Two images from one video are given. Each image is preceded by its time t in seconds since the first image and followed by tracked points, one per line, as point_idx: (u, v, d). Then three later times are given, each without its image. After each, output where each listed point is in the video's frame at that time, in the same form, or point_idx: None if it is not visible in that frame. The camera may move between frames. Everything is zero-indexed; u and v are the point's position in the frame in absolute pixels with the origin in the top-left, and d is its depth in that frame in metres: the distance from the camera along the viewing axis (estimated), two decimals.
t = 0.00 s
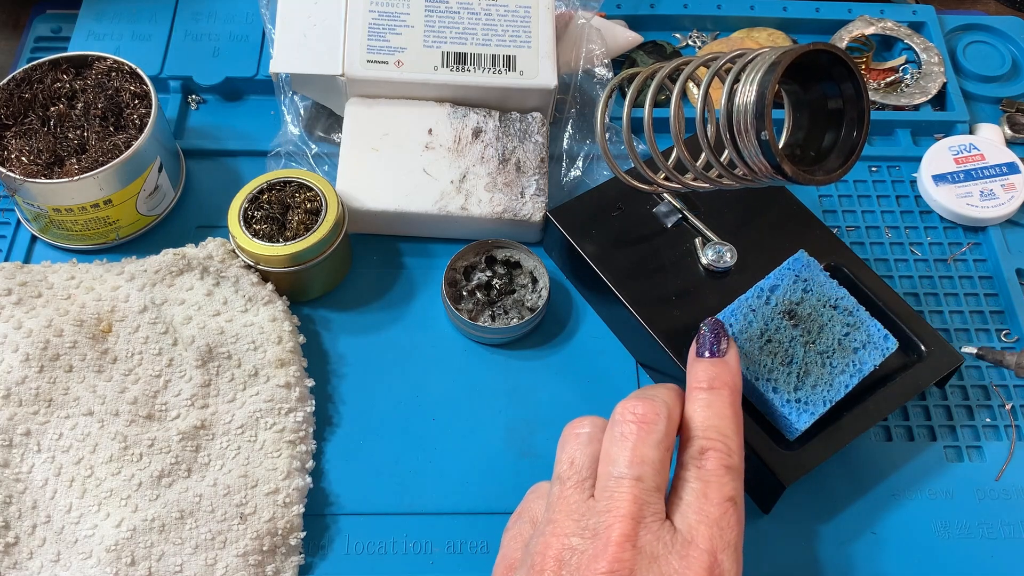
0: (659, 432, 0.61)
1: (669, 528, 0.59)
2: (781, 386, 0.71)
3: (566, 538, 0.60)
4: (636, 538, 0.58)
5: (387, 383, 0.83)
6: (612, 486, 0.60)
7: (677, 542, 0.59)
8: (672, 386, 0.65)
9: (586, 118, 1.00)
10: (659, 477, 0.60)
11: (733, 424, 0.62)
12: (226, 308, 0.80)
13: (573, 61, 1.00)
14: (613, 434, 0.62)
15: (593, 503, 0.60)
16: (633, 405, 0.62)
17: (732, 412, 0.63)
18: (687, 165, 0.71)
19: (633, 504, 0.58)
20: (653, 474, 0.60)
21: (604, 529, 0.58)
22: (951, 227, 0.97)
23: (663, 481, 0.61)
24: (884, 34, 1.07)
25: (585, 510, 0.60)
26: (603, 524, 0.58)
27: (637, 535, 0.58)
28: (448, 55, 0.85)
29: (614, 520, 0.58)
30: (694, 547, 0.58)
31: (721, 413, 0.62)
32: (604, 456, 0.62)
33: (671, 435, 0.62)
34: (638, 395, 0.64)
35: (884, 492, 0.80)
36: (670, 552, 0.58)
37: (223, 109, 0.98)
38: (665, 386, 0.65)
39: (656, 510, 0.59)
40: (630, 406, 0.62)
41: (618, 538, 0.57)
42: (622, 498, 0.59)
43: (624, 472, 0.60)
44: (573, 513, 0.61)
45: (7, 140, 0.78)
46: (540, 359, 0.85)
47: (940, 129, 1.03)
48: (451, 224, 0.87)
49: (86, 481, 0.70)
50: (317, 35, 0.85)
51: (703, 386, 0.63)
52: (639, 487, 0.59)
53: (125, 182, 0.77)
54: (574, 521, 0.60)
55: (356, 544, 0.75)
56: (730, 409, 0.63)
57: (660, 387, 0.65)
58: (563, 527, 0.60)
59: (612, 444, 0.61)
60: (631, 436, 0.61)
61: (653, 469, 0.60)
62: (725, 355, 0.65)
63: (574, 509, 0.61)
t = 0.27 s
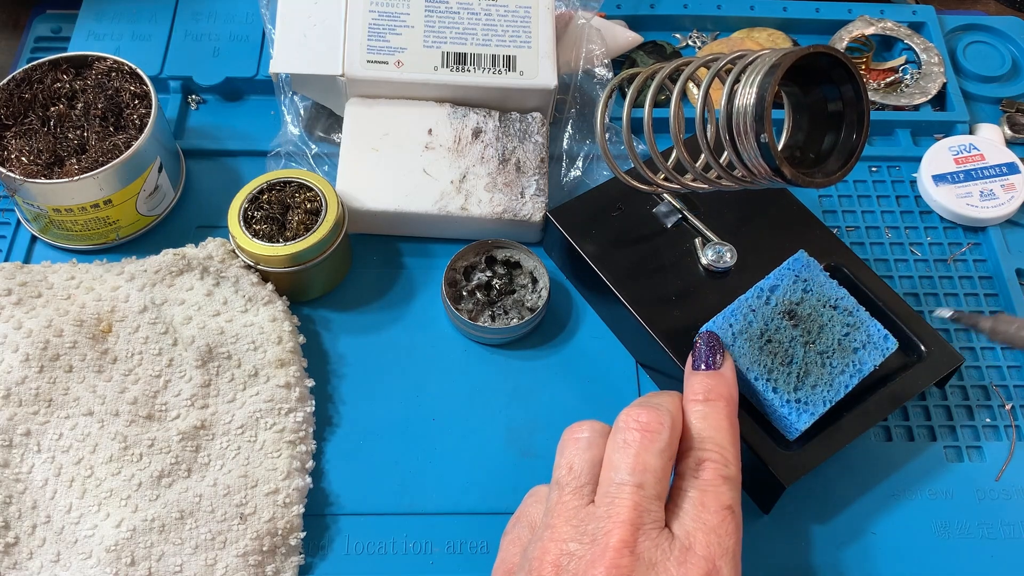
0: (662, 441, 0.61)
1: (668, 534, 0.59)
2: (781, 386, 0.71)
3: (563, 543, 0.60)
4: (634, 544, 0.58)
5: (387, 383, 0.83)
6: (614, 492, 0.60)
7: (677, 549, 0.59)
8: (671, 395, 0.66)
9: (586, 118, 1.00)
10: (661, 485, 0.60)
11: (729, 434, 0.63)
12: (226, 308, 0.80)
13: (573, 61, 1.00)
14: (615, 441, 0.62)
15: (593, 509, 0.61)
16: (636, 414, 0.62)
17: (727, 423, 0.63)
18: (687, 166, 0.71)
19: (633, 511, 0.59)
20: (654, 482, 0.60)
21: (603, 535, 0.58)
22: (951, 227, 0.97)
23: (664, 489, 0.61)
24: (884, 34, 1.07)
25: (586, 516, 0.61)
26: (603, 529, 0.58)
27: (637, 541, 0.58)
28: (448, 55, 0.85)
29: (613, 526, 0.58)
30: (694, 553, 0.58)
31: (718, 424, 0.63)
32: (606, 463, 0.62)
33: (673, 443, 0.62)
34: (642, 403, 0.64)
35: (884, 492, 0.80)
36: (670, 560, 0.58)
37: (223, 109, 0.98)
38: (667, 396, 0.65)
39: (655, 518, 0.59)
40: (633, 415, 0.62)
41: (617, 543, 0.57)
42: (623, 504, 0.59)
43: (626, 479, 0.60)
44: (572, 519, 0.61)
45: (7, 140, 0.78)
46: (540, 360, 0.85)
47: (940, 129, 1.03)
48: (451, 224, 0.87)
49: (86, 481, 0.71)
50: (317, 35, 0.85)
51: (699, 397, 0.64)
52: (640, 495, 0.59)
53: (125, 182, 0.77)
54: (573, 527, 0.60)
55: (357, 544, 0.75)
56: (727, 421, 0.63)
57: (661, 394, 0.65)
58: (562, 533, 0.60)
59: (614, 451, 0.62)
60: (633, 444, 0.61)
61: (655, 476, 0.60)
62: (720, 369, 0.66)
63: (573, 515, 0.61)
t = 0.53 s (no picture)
0: (666, 446, 0.61)
1: (666, 540, 0.60)
2: (782, 386, 0.71)
3: (562, 546, 0.60)
4: (634, 549, 0.58)
5: (387, 382, 0.83)
6: (615, 496, 0.60)
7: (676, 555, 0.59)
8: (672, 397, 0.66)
9: (586, 118, 1.00)
10: (661, 491, 0.60)
11: (731, 440, 0.63)
12: (226, 308, 0.80)
13: (573, 61, 1.00)
14: (618, 445, 0.62)
15: (592, 513, 0.61)
16: (640, 418, 0.62)
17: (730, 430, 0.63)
18: (687, 165, 0.71)
19: (633, 516, 0.59)
20: (656, 487, 0.60)
21: (603, 539, 0.58)
22: (951, 227, 0.97)
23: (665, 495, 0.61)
24: (884, 34, 1.07)
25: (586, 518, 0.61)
26: (602, 534, 0.58)
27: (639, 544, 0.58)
28: (448, 55, 0.85)
29: (614, 530, 0.58)
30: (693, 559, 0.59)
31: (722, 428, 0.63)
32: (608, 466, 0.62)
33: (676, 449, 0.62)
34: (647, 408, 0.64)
35: (884, 492, 0.80)
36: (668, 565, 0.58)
37: (223, 109, 0.98)
38: (669, 400, 0.65)
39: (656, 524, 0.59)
40: (637, 419, 0.62)
41: (616, 548, 0.57)
42: (624, 509, 0.59)
43: (627, 483, 0.60)
44: (572, 523, 0.61)
45: (7, 140, 0.78)
46: (541, 360, 0.85)
47: (940, 129, 1.03)
48: (451, 224, 0.87)
49: (86, 481, 0.70)
50: (317, 35, 0.85)
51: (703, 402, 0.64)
52: (641, 499, 0.59)
53: (125, 182, 0.77)
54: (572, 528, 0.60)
55: (357, 544, 0.75)
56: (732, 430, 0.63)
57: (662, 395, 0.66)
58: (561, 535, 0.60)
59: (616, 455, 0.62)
60: (635, 449, 0.61)
61: (657, 481, 0.60)
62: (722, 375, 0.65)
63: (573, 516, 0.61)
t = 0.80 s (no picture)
0: (672, 454, 0.58)
1: (673, 555, 0.57)
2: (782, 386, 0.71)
3: (565, 558, 0.59)
4: (633, 565, 0.56)
5: (387, 382, 0.83)
6: (617, 506, 0.58)
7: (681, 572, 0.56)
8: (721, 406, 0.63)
9: (586, 118, 1.00)
10: (665, 502, 0.57)
11: (788, 463, 0.58)
12: (226, 308, 0.80)
13: (573, 61, 1.00)
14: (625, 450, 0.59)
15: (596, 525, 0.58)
16: (649, 422, 0.59)
17: (792, 452, 0.59)
18: (687, 166, 0.71)
19: (634, 529, 0.56)
20: (659, 500, 0.57)
21: (602, 552, 0.56)
22: (951, 227, 0.97)
23: (672, 509, 0.58)
24: (885, 34, 1.07)
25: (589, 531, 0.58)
26: (601, 546, 0.57)
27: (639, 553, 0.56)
28: (448, 55, 0.85)
29: (613, 545, 0.56)
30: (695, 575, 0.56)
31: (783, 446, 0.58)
32: (614, 473, 0.60)
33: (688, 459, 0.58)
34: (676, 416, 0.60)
35: (885, 493, 0.80)
36: None
37: (223, 109, 0.98)
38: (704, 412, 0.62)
39: (657, 539, 0.57)
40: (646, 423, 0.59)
41: (613, 566, 0.56)
42: (623, 521, 0.57)
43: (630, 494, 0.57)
44: (577, 534, 0.59)
45: (7, 140, 0.78)
46: (541, 360, 0.85)
47: (940, 129, 1.03)
48: (451, 224, 0.87)
49: (86, 481, 0.71)
50: (317, 35, 0.85)
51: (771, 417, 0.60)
52: (643, 512, 0.57)
53: (125, 182, 0.77)
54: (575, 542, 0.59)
55: (357, 544, 0.75)
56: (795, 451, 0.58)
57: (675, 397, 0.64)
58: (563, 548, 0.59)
59: (622, 462, 0.59)
60: (642, 455, 0.58)
61: (662, 493, 0.57)
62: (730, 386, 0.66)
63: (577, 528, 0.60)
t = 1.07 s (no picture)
0: (698, 458, 0.61)
1: (691, 554, 0.59)
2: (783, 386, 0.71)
3: (582, 556, 0.60)
4: (656, 564, 0.57)
5: (387, 382, 0.83)
6: (642, 506, 0.60)
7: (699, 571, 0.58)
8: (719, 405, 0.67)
9: (586, 118, 1.00)
10: (689, 503, 0.60)
11: (791, 465, 0.62)
12: (226, 308, 0.80)
13: (573, 61, 1.00)
14: (649, 454, 0.62)
15: (616, 524, 0.61)
16: (675, 427, 0.62)
17: (794, 455, 0.62)
18: (687, 166, 0.71)
19: (658, 529, 0.58)
20: (683, 499, 0.60)
21: (625, 551, 0.58)
22: (951, 227, 0.97)
23: (694, 508, 0.60)
24: (884, 34, 1.07)
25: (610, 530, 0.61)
26: (625, 545, 0.59)
27: (664, 551, 0.58)
28: (448, 55, 0.85)
29: (637, 543, 0.58)
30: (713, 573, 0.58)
31: (786, 450, 0.62)
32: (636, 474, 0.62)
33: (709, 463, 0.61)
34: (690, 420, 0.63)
35: (885, 493, 0.80)
36: None
37: (223, 109, 0.98)
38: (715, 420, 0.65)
39: (680, 539, 0.59)
40: (670, 429, 0.62)
41: (637, 563, 0.57)
42: (648, 521, 0.59)
43: (655, 493, 0.60)
44: (593, 533, 0.61)
45: (7, 140, 0.78)
46: (541, 359, 0.85)
47: (940, 129, 1.03)
48: (451, 224, 0.87)
49: (86, 481, 0.70)
50: (317, 35, 0.85)
51: (774, 422, 0.63)
52: (667, 512, 0.59)
53: (125, 182, 0.77)
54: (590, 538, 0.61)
55: (357, 544, 0.75)
56: (796, 454, 0.63)
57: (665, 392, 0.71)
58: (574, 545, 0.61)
59: (648, 464, 0.61)
60: (667, 457, 0.61)
61: (685, 493, 0.60)
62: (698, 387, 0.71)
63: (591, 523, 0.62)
